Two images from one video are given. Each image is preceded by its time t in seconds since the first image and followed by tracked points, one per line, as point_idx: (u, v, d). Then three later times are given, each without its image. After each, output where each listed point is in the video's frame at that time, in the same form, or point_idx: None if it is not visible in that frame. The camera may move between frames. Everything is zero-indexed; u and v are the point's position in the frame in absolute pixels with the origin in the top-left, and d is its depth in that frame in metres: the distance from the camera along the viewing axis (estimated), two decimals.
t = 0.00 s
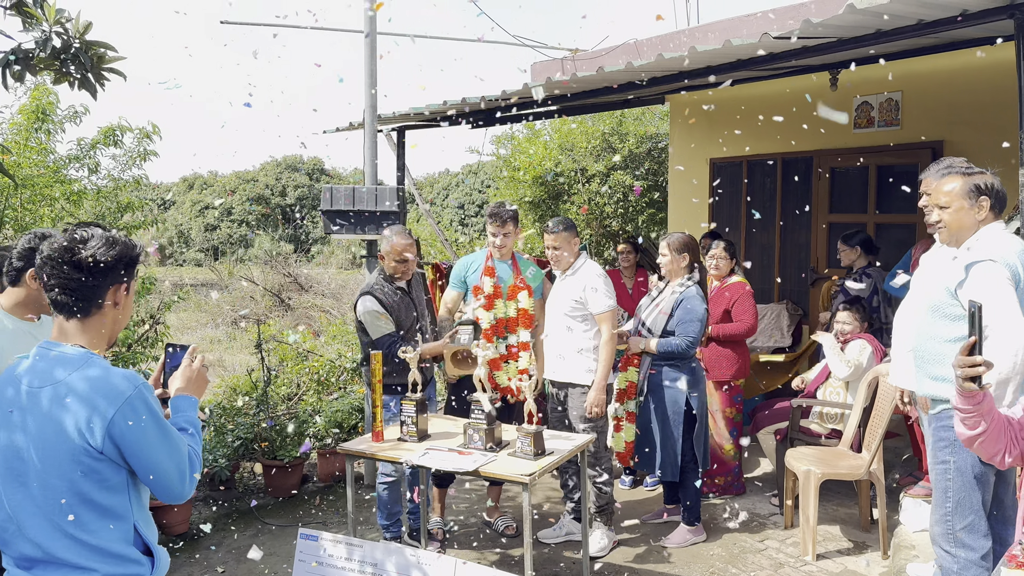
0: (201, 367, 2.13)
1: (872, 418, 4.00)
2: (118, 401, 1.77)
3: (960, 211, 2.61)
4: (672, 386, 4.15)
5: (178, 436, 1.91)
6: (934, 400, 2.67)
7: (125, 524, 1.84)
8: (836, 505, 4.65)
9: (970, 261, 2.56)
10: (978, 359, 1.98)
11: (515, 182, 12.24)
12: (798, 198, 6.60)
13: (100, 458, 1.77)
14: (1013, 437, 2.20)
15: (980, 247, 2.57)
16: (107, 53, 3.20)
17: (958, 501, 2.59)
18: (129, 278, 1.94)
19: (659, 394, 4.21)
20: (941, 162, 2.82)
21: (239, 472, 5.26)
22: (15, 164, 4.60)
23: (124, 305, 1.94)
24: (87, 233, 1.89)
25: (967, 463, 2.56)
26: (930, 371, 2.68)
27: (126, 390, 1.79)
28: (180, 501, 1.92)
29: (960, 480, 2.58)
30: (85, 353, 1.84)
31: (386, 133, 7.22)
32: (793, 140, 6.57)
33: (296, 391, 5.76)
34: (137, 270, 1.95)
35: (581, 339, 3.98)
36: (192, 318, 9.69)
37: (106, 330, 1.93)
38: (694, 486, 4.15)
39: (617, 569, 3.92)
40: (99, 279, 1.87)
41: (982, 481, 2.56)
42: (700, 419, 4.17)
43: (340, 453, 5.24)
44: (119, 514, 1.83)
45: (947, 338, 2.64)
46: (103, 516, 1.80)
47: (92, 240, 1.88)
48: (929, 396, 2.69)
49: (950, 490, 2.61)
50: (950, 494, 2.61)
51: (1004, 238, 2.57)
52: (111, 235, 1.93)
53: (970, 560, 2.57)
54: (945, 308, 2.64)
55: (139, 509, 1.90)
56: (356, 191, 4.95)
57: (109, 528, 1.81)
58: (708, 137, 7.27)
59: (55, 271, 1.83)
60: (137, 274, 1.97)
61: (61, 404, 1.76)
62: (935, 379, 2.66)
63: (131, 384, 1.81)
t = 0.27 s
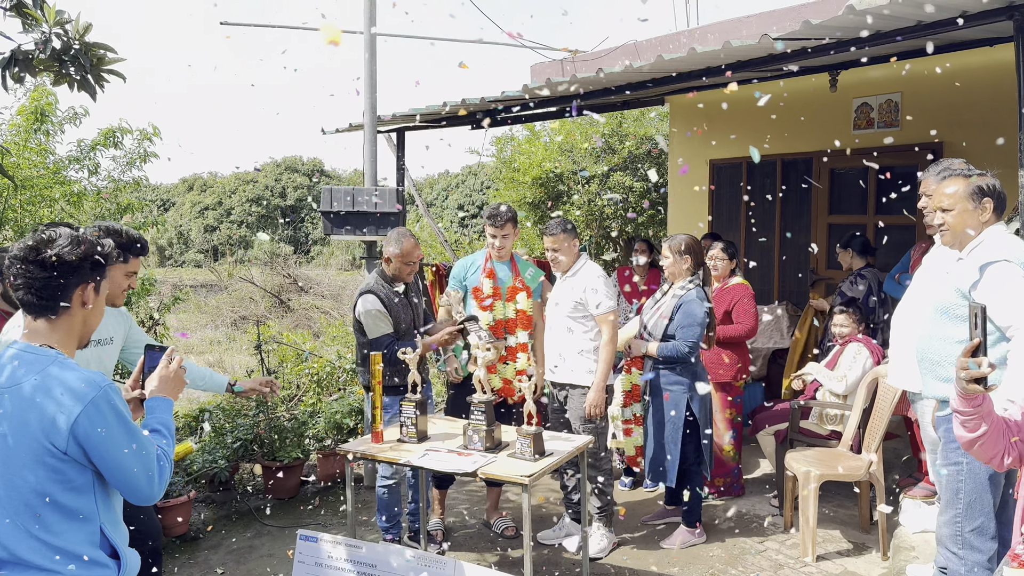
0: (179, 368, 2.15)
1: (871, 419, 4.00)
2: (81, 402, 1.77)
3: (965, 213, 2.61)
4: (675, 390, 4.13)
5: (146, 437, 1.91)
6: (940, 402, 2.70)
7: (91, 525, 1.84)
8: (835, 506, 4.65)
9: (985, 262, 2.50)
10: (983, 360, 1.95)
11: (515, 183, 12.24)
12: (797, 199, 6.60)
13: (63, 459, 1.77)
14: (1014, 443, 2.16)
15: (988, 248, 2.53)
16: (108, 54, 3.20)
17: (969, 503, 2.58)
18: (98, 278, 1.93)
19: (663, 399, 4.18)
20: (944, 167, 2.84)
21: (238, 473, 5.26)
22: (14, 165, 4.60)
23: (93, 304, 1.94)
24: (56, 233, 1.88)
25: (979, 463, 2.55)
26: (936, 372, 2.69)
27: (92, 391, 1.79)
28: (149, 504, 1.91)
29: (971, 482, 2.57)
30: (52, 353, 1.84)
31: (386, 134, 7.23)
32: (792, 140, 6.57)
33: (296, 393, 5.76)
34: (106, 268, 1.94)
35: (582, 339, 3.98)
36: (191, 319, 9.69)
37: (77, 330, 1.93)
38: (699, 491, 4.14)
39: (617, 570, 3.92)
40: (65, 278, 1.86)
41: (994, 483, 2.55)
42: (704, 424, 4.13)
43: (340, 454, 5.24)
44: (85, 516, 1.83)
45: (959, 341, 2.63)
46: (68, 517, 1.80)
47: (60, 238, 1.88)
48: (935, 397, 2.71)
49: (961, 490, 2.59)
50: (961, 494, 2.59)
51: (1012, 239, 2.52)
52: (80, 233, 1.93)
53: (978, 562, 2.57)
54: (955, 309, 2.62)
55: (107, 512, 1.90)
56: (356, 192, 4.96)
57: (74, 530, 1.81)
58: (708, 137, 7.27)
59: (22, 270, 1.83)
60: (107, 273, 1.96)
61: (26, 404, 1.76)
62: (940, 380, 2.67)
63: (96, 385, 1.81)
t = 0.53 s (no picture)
0: (156, 371, 2.16)
1: (871, 420, 4.00)
2: (51, 401, 1.75)
3: (969, 215, 2.58)
4: (677, 392, 4.12)
5: (117, 437, 1.90)
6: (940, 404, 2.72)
7: (60, 528, 1.81)
8: (835, 507, 4.65)
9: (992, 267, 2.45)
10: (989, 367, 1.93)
11: (514, 183, 12.24)
12: (797, 200, 6.60)
13: (33, 460, 1.75)
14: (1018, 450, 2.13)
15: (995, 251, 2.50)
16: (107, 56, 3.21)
17: (978, 507, 2.58)
18: (71, 279, 1.94)
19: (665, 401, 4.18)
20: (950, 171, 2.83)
21: (237, 474, 5.26)
22: (14, 166, 4.61)
23: (66, 306, 1.94)
24: (29, 234, 1.90)
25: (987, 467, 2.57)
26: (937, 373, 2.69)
27: (61, 391, 1.77)
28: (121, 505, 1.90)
29: (978, 485, 2.58)
30: (25, 351, 1.82)
31: (385, 135, 7.23)
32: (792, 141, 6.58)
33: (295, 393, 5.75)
34: (79, 270, 1.95)
35: (582, 341, 3.98)
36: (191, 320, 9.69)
37: (50, 332, 1.92)
38: (700, 494, 4.13)
39: (616, 571, 3.92)
40: (38, 279, 1.86)
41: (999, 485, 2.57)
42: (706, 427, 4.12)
43: (339, 455, 5.24)
44: (53, 518, 1.80)
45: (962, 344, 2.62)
46: (36, 520, 1.77)
47: (33, 240, 1.89)
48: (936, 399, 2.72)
49: (969, 497, 2.60)
50: (971, 501, 2.59)
51: (1017, 243, 2.50)
52: (52, 235, 1.93)
53: (991, 566, 2.57)
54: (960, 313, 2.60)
55: (77, 515, 1.88)
56: (355, 193, 4.96)
57: (42, 532, 1.78)
58: (707, 138, 7.28)
59: None
60: (80, 275, 1.97)
61: None
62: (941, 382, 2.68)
63: (65, 384, 1.79)
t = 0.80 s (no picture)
0: (145, 373, 2.16)
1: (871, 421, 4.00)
2: (29, 403, 1.76)
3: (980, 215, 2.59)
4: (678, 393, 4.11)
5: (101, 439, 1.90)
6: (939, 407, 2.67)
7: (43, 528, 1.82)
8: (835, 507, 4.65)
9: (1003, 271, 2.44)
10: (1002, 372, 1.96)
11: (514, 184, 12.23)
12: (797, 200, 6.60)
13: (13, 461, 1.76)
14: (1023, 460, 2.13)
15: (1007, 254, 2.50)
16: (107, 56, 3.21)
17: (985, 513, 2.55)
18: (53, 281, 1.94)
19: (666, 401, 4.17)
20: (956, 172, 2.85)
21: (237, 474, 5.25)
22: (13, 166, 4.61)
23: (49, 306, 1.94)
24: (11, 236, 1.90)
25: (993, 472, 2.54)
26: (935, 375, 2.65)
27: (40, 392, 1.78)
28: (104, 506, 1.90)
29: (984, 492, 2.55)
30: (6, 352, 1.83)
31: (385, 135, 7.22)
32: (792, 142, 6.58)
33: (295, 394, 5.74)
34: (61, 271, 1.95)
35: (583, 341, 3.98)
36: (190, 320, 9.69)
37: (33, 333, 1.92)
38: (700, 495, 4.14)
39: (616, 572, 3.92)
40: (20, 281, 1.86)
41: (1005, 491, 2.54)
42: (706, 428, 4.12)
43: (339, 455, 5.24)
44: (35, 519, 1.81)
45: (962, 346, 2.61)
46: (17, 520, 1.78)
47: (15, 242, 1.89)
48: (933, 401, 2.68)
49: (976, 502, 2.57)
50: (978, 506, 2.56)
51: None
52: (34, 236, 1.93)
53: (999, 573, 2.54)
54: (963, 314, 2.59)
55: (61, 516, 1.88)
56: (355, 193, 4.95)
57: (24, 533, 1.79)
58: (707, 139, 7.28)
59: None
60: (62, 276, 1.97)
61: None
62: (937, 384, 2.65)
63: (45, 385, 1.80)
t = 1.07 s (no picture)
0: (141, 373, 2.16)
1: (871, 421, 4.00)
2: (20, 401, 1.76)
3: (981, 215, 2.59)
4: (680, 393, 4.11)
5: (93, 438, 1.90)
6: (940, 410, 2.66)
7: (35, 527, 1.82)
8: (835, 507, 4.65)
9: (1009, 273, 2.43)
10: (1010, 371, 1.94)
11: (515, 183, 12.23)
12: (797, 199, 6.60)
13: (4, 459, 1.76)
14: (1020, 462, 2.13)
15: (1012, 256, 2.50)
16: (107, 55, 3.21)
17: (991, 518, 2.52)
18: (48, 280, 1.94)
19: (666, 401, 4.17)
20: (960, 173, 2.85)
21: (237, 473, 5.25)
22: (13, 166, 4.61)
23: (43, 306, 1.94)
24: (6, 235, 1.90)
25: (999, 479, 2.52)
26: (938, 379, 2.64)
27: (31, 391, 1.78)
28: (97, 505, 1.90)
29: (990, 497, 2.52)
30: None
31: (385, 134, 7.22)
32: (792, 141, 6.57)
33: (295, 393, 5.73)
34: (56, 270, 1.95)
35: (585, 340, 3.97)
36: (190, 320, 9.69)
37: (28, 331, 1.92)
38: (700, 495, 4.14)
39: (615, 571, 3.91)
40: (13, 280, 1.87)
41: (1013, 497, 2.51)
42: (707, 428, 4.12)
43: (339, 454, 5.24)
44: (28, 518, 1.81)
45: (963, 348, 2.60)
46: (11, 519, 1.78)
47: (9, 241, 1.89)
48: (937, 404, 2.66)
49: (982, 509, 2.54)
50: (984, 513, 2.53)
51: None
52: (29, 235, 1.93)
53: None
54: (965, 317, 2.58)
55: (54, 514, 1.88)
56: (355, 193, 4.95)
57: (17, 532, 1.79)
58: (707, 138, 7.28)
59: None
60: (58, 275, 1.97)
61: None
62: (940, 387, 2.63)
63: (36, 384, 1.80)
